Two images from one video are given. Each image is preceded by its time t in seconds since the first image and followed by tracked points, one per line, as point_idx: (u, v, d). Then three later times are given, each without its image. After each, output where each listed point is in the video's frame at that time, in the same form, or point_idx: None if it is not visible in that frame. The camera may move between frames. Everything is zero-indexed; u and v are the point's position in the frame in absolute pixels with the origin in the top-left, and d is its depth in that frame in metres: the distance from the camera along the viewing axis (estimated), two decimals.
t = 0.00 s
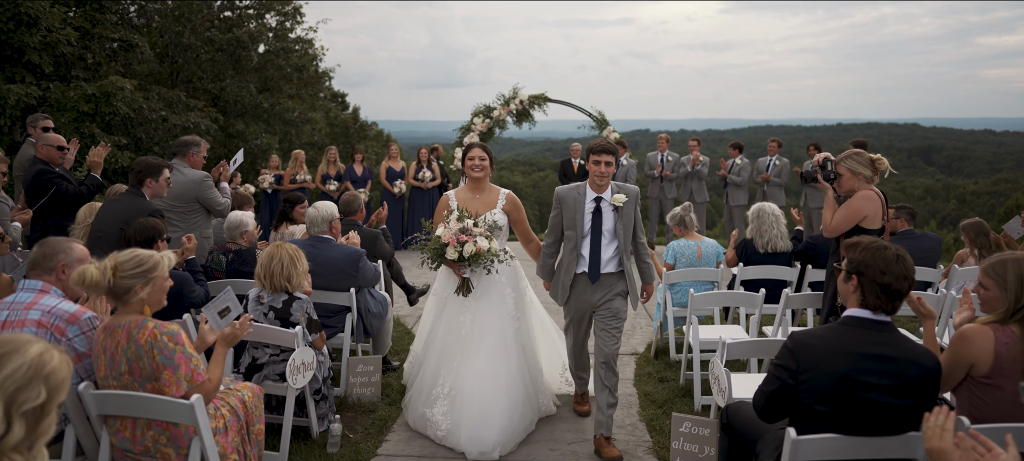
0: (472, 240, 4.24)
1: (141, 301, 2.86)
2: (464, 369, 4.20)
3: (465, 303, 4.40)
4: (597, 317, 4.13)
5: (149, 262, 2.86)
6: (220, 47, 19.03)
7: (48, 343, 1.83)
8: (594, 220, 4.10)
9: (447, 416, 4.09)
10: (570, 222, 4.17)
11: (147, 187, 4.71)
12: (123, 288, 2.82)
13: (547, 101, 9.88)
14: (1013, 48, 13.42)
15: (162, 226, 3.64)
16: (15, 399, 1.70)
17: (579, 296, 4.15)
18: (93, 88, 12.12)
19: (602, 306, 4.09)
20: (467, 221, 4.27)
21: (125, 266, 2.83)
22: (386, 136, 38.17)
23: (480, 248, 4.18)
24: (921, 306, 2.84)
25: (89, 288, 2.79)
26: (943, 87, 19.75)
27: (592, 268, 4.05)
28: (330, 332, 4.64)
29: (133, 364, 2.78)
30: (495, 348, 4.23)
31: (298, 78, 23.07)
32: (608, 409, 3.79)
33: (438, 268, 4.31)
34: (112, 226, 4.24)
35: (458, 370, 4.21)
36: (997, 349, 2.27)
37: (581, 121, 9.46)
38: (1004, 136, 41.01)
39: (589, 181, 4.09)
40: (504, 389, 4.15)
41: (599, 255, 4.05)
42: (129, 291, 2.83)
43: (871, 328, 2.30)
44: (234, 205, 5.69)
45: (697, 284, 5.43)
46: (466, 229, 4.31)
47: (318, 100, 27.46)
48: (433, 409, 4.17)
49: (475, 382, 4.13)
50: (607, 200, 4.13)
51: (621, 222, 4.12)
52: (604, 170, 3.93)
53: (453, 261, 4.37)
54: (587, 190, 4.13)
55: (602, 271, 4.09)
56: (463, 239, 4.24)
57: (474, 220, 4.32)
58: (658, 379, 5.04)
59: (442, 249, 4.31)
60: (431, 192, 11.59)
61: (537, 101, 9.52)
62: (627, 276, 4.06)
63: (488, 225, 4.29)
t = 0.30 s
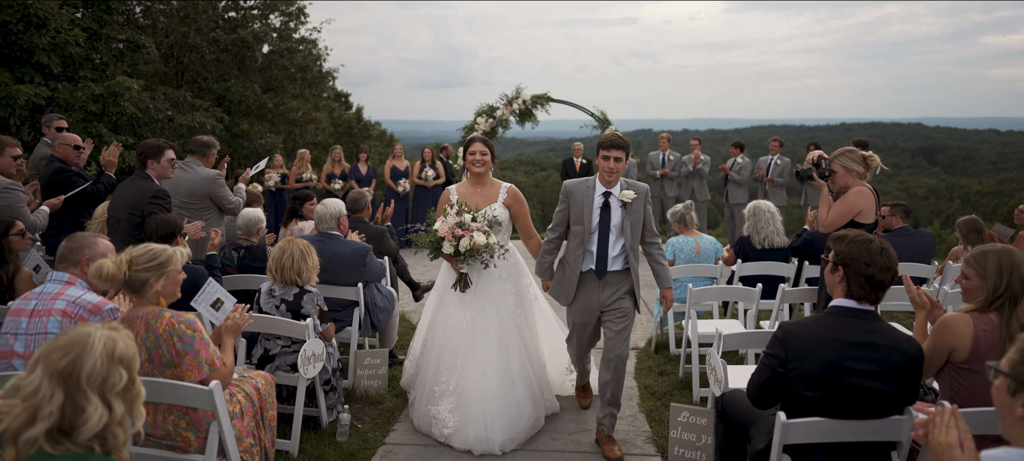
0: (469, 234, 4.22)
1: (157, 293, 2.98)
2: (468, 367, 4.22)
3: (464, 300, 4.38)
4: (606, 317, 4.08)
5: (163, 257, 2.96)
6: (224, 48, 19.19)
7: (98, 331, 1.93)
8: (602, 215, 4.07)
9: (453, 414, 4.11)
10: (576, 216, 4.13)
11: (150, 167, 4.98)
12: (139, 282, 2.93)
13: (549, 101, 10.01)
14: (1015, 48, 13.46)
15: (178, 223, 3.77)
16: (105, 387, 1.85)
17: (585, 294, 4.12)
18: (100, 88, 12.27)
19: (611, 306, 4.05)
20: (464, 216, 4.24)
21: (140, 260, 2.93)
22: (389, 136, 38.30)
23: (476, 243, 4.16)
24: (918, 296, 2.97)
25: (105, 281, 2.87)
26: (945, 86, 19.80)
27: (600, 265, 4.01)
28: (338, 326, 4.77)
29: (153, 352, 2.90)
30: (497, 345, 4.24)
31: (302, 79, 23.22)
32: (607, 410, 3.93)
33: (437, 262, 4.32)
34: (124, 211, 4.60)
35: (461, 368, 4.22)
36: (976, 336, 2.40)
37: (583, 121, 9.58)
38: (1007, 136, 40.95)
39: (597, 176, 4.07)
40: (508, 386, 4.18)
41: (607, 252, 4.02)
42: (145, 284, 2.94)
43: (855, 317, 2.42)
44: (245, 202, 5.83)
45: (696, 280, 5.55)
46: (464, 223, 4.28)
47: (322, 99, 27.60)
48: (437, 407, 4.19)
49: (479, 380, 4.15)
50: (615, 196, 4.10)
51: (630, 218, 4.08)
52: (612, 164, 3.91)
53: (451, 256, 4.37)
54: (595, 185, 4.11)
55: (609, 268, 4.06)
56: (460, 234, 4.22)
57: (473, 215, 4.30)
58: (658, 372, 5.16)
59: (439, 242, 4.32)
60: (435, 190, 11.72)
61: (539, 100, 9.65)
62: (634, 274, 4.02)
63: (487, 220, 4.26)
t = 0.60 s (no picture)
0: (464, 230, 4.22)
1: (172, 283, 3.03)
2: (468, 362, 4.19)
3: (464, 296, 4.37)
4: (608, 311, 4.06)
5: (179, 248, 2.99)
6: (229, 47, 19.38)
7: (174, 322, 2.11)
8: (607, 206, 4.03)
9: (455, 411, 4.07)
10: (581, 207, 4.10)
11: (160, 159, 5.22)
12: (155, 271, 2.97)
13: (552, 100, 10.13)
14: (1017, 47, 13.50)
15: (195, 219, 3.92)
16: (184, 377, 2.07)
17: (587, 287, 4.07)
18: (108, 88, 12.42)
19: (614, 300, 4.03)
20: (461, 212, 4.25)
21: (156, 250, 2.97)
22: (392, 136, 38.37)
23: (472, 238, 4.15)
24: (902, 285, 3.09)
25: (123, 270, 2.99)
26: (947, 85, 19.78)
27: (606, 257, 3.97)
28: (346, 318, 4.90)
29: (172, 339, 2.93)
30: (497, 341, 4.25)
31: (307, 79, 23.31)
32: (607, 399, 4.08)
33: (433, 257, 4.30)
34: (133, 202, 4.89)
35: (461, 363, 4.18)
36: (956, 322, 2.52)
37: (584, 120, 9.70)
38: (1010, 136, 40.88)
39: (603, 166, 4.04)
40: (510, 381, 4.19)
41: (613, 244, 3.97)
42: (160, 274, 2.99)
43: (842, 303, 2.54)
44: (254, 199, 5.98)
45: (695, 274, 5.68)
46: (460, 219, 4.29)
47: (325, 99, 27.73)
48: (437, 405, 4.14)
49: (480, 376, 4.14)
50: (621, 187, 4.06)
51: (636, 210, 4.03)
52: (616, 155, 3.89)
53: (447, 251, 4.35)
54: (599, 176, 4.07)
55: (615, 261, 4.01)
56: (455, 229, 4.23)
57: (469, 210, 4.31)
58: (658, 364, 5.28)
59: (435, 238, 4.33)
60: (438, 189, 11.85)
61: (541, 100, 9.78)
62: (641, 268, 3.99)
63: (483, 215, 4.26)
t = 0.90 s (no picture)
0: (462, 231, 4.11)
1: (189, 272, 3.14)
2: (474, 367, 4.01)
3: (466, 298, 4.21)
4: (609, 310, 4.00)
5: (197, 240, 3.12)
6: (233, 47, 19.54)
7: (231, 319, 2.27)
8: (611, 202, 4.02)
9: (459, 418, 3.83)
10: (584, 204, 4.06)
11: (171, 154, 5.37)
12: (173, 261, 3.10)
13: (553, 100, 10.26)
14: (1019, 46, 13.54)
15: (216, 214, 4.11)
16: (238, 371, 2.22)
17: (590, 287, 4.01)
18: (114, 88, 12.57)
19: (616, 298, 3.98)
20: (458, 213, 4.15)
21: (174, 241, 3.09)
22: (394, 136, 38.45)
23: (470, 240, 4.03)
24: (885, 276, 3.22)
25: (143, 261, 3.05)
26: (949, 85, 19.81)
27: (611, 254, 3.93)
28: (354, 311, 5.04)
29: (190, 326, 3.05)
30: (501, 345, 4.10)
31: (310, 79, 23.40)
32: (608, 387, 4.19)
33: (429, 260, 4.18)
34: (144, 195, 5.09)
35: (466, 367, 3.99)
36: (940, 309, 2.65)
37: (585, 119, 9.83)
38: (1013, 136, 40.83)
39: (605, 162, 4.04)
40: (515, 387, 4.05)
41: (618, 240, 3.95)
42: (178, 264, 3.11)
43: (828, 290, 2.67)
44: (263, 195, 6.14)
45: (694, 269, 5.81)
46: (457, 221, 4.19)
47: (329, 99, 27.87)
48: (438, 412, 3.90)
49: (484, 381, 3.97)
50: (624, 183, 4.06)
51: (639, 206, 4.03)
52: (617, 149, 3.89)
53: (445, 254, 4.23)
54: (602, 173, 4.06)
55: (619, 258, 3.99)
56: (453, 231, 4.12)
57: (467, 212, 4.20)
58: (657, 357, 5.41)
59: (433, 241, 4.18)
60: (441, 187, 11.97)
61: (543, 99, 9.91)
62: (646, 264, 3.96)
63: (480, 217, 4.15)
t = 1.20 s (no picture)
0: (462, 229, 4.00)
1: (205, 263, 3.26)
2: (474, 372, 3.94)
3: (464, 299, 4.12)
4: (612, 317, 3.88)
5: (212, 232, 3.25)
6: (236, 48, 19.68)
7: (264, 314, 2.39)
8: (610, 209, 3.87)
9: (464, 423, 3.79)
10: (583, 211, 3.91)
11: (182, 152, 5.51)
12: (189, 253, 3.23)
13: (554, 100, 10.39)
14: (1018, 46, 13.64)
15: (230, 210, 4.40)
16: (269, 363, 2.36)
17: (590, 294, 3.87)
18: (119, 87, 12.70)
19: (618, 305, 3.85)
20: (457, 210, 4.02)
21: (191, 233, 3.24)
22: (395, 136, 38.54)
23: (471, 238, 3.93)
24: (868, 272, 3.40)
25: (161, 251, 3.25)
26: (951, 85, 19.84)
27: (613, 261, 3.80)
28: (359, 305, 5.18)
29: (205, 314, 3.17)
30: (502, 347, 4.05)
31: (312, 79, 23.51)
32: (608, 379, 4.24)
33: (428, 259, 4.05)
34: (156, 192, 5.25)
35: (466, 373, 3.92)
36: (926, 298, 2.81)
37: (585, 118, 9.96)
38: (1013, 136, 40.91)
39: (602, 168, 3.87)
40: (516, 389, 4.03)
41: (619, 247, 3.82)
42: (194, 255, 3.24)
43: (816, 280, 2.80)
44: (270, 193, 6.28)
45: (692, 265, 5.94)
46: (456, 218, 4.07)
47: (331, 99, 28.01)
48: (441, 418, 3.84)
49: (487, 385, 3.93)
50: (623, 189, 3.91)
51: (638, 212, 3.90)
52: (613, 155, 3.73)
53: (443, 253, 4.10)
54: (600, 178, 3.91)
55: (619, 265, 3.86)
56: (452, 229, 4.00)
57: (465, 209, 4.08)
58: (655, 350, 5.54)
59: (431, 240, 4.05)
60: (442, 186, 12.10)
61: (544, 99, 10.04)
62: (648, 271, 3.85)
63: (480, 214, 4.04)
